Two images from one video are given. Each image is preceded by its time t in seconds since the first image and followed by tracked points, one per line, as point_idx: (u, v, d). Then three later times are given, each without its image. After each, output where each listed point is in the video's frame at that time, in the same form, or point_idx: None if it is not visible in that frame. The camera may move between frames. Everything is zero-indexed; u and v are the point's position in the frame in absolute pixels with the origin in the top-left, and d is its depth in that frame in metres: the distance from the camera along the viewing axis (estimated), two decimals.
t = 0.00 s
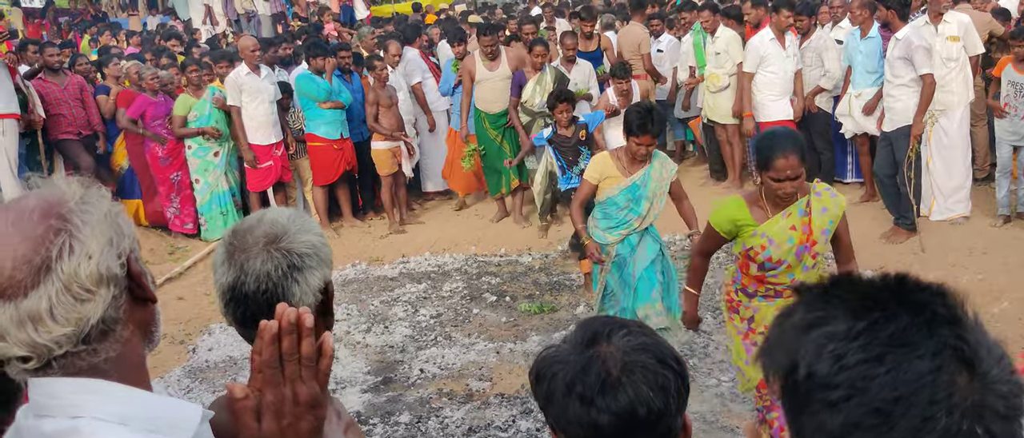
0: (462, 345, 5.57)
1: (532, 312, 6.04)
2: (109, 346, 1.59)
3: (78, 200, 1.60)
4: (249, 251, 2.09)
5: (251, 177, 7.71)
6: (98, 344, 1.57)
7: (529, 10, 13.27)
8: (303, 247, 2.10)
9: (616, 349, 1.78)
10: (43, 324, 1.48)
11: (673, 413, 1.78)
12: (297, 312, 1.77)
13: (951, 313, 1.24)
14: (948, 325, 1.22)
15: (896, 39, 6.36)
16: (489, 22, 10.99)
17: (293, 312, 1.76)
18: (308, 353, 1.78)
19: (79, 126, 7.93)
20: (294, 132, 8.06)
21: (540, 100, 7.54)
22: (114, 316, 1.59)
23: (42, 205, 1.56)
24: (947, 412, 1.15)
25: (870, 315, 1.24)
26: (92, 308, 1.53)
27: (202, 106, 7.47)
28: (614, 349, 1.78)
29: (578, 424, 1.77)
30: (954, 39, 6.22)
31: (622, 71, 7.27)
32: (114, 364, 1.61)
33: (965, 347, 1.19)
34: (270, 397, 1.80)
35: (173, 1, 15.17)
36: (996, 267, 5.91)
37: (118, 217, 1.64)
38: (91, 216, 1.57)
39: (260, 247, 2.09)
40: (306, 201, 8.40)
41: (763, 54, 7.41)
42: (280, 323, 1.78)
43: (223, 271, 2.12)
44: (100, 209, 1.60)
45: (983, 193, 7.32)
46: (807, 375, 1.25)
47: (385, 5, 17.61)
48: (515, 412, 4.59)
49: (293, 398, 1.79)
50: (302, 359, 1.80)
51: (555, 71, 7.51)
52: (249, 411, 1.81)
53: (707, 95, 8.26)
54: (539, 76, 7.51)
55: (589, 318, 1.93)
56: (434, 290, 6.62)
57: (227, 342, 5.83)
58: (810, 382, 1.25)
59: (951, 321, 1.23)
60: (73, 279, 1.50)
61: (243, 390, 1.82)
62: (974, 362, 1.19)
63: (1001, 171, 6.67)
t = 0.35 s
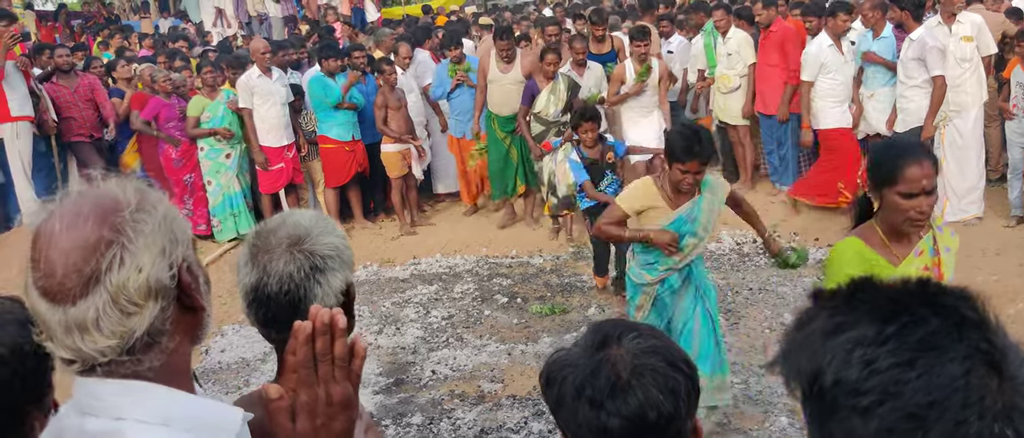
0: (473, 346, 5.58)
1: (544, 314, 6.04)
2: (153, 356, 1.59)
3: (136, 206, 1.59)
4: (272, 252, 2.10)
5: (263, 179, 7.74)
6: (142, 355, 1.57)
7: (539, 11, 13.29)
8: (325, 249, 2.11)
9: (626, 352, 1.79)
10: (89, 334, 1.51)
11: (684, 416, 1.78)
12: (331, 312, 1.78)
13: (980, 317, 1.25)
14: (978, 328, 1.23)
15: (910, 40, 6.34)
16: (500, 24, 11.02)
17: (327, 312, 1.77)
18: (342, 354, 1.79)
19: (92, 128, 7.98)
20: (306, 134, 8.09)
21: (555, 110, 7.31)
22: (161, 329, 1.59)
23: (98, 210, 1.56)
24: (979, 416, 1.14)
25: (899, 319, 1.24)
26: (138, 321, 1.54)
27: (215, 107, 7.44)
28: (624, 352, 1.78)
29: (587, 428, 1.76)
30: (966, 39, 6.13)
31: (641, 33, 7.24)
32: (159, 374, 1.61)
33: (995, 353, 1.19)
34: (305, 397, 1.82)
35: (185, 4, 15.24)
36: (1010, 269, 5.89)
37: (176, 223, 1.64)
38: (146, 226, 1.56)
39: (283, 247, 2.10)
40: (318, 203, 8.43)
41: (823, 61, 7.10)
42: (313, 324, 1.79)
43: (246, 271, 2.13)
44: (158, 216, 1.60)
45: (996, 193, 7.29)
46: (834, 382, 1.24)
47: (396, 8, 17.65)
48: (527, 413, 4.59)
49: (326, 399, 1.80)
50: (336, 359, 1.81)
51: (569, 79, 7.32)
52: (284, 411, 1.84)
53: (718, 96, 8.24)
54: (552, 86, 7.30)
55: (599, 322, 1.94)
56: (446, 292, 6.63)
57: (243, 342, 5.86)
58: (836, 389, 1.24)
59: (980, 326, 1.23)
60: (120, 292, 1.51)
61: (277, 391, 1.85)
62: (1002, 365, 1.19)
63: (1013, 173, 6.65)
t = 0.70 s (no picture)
0: (475, 340, 5.58)
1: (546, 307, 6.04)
2: (192, 342, 1.59)
3: (181, 191, 1.58)
4: (287, 238, 2.11)
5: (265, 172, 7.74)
6: (182, 341, 1.57)
7: (541, 5, 13.27)
8: (340, 237, 2.12)
9: (631, 337, 1.79)
10: (130, 319, 1.51)
11: (686, 404, 1.77)
12: (361, 295, 1.79)
13: (992, 300, 1.24)
14: (993, 312, 1.22)
15: (916, 35, 6.29)
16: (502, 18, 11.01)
17: (358, 296, 1.78)
18: (370, 336, 1.80)
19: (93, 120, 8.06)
20: (308, 128, 8.09)
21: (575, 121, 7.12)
22: (200, 316, 1.58)
23: (142, 193, 1.55)
24: (989, 398, 1.16)
25: (913, 302, 1.24)
26: (181, 308, 1.54)
27: (218, 100, 7.44)
28: (628, 337, 1.78)
29: (592, 414, 1.75)
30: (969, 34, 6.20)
31: (653, 34, 7.10)
32: (199, 362, 1.60)
33: (1009, 335, 1.19)
34: (334, 381, 1.81)
35: None
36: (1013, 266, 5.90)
37: (219, 210, 1.63)
38: (191, 212, 1.56)
39: (298, 233, 2.11)
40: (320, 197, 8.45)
41: (861, 46, 6.83)
42: (344, 307, 1.80)
43: (261, 256, 2.14)
44: (204, 202, 1.60)
45: (999, 189, 7.29)
46: (847, 362, 1.24)
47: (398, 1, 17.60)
48: (529, 406, 4.59)
49: (356, 382, 1.80)
50: (364, 342, 1.82)
51: (588, 89, 7.12)
52: (314, 395, 1.81)
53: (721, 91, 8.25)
54: (572, 95, 7.09)
55: (604, 311, 1.94)
56: (448, 285, 6.63)
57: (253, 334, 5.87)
58: (849, 370, 1.24)
59: (994, 310, 1.23)
60: (165, 277, 1.51)
61: (308, 374, 1.81)
62: (1017, 350, 1.19)
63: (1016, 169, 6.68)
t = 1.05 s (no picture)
0: (469, 331, 5.57)
1: (540, 300, 6.04)
2: (174, 323, 1.57)
3: (152, 174, 1.56)
4: (287, 218, 2.11)
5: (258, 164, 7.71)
6: (163, 323, 1.55)
7: None
8: (340, 220, 2.11)
9: (629, 320, 1.78)
10: (108, 301, 1.49)
11: (682, 388, 1.76)
12: (346, 274, 1.76)
13: (991, 284, 1.24)
14: (989, 297, 1.21)
15: (912, 28, 6.27)
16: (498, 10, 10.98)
17: (342, 274, 1.75)
18: (356, 315, 1.77)
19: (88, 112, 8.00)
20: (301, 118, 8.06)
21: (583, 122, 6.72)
22: (180, 297, 1.56)
23: (114, 177, 1.54)
24: (980, 382, 1.13)
25: (909, 283, 1.25)
26: (158, 289, 1.52)
27: (211, 91, 7.41)
28: (626, 320, 1.78)
29: (590, 395, 1.75)
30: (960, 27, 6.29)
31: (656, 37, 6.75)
32: (181, 342, 1.59)
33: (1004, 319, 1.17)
34: (320, 360, 1.78)
35: None
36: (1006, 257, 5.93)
37: (192, 191, 1.61)
38: (164, 193, 1.54)
39: (299, 214, 2.11)
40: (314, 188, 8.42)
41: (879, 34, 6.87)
42: (328, 286, 1.77)
43: (262, 234, 2.15)
44: (176, 182, 1.58)
45: (993, 183, 7.28)
46: (842, 342, 1.24)
47: None
48: (523, 398, 4.58)
49: (342, 361, 1.77)
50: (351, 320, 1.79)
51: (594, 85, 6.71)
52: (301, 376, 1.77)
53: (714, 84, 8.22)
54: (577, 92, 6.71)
55: (602, 297, 1.94)
56: (442, 277, 6.62)
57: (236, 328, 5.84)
58: (842, 351, 1.24)
59: (991, 294, 1.22)
60: (139, 260, 1.49)
61: (294, 354, 1.77)
62: (1014, 334, 1.16)
63: (1008, 164, 6.64)
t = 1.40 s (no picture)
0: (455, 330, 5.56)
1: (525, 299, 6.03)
2: (155, 318, 1.54)
3: (142, 167, 1.54)
4: (293, 215, 2.11)
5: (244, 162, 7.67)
6: (145, 317, 1.52)
7: None
8: (346, 218, 2.10)
9: (636, 315, 1.78)
10: (92, 290, 1.46)
11: (689, 379, 1.77)
12: (324, 278, 1.64)
13: (975, 285, 1.24)
14: (972, 297, 1.21)
15: (899, 31, 6.32)
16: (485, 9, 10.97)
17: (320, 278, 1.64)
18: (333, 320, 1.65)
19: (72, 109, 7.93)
20: (287, 116, 8.03)
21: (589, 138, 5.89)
22: (164, 290, 1.53)
23: (105, 168, 1.51)
24: (960, 380, 1.13)
25: (891, 282, 1.25)
26: (142, 280, 1.48)
27: (196, 90, 7.31)
28: (633, 315, 1.78)
29: (596, 389, 1.75)
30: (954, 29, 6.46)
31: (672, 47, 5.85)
32: (159, 338, 1.56)
33: (986, 319, 1.17)
34: (297, 366, 1.65)
35: None
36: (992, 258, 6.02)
37: (182, 187, 1.58)
38: (153, 186, 1.52)
39: (305, 212, 2.10)
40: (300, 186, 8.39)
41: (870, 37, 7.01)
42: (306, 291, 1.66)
43: (268, 232, 2.15)
44: (165, 177, 1.55)
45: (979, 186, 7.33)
46: (825, 340, 1.26)
47: None
48: (508, 397, 4.58)
49: (319, 366, 1.63)
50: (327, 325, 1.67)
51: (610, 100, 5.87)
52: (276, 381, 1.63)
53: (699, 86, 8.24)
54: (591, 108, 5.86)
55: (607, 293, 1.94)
56: (428, 276, 6.61)
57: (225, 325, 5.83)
58: (827, 348, 1.26)
59: (975, 296, 1.22)
60: (125, 250, 1.46)
61: (270, 358, 1.64)
62: (995, 334, 1.16)
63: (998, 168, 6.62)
